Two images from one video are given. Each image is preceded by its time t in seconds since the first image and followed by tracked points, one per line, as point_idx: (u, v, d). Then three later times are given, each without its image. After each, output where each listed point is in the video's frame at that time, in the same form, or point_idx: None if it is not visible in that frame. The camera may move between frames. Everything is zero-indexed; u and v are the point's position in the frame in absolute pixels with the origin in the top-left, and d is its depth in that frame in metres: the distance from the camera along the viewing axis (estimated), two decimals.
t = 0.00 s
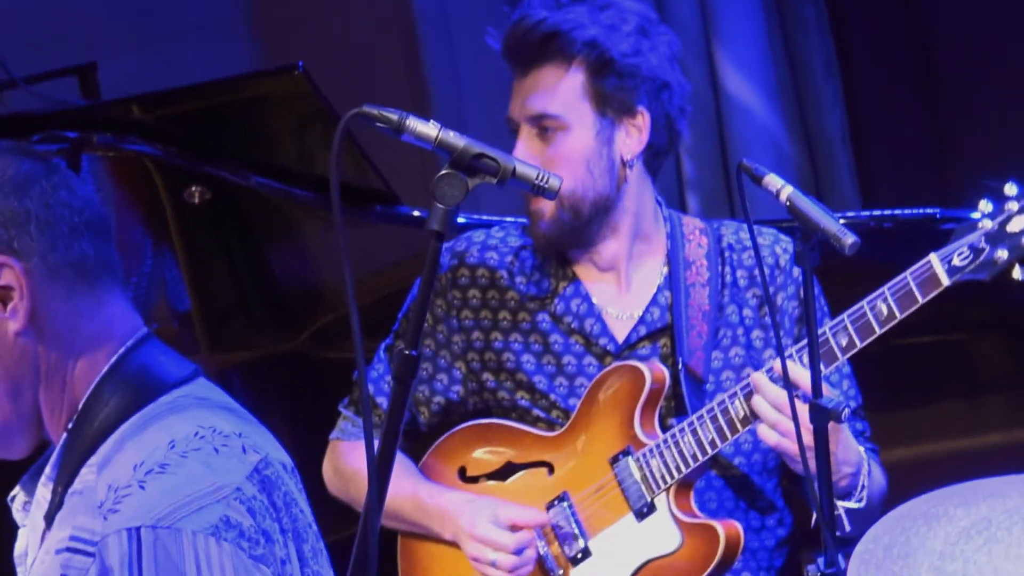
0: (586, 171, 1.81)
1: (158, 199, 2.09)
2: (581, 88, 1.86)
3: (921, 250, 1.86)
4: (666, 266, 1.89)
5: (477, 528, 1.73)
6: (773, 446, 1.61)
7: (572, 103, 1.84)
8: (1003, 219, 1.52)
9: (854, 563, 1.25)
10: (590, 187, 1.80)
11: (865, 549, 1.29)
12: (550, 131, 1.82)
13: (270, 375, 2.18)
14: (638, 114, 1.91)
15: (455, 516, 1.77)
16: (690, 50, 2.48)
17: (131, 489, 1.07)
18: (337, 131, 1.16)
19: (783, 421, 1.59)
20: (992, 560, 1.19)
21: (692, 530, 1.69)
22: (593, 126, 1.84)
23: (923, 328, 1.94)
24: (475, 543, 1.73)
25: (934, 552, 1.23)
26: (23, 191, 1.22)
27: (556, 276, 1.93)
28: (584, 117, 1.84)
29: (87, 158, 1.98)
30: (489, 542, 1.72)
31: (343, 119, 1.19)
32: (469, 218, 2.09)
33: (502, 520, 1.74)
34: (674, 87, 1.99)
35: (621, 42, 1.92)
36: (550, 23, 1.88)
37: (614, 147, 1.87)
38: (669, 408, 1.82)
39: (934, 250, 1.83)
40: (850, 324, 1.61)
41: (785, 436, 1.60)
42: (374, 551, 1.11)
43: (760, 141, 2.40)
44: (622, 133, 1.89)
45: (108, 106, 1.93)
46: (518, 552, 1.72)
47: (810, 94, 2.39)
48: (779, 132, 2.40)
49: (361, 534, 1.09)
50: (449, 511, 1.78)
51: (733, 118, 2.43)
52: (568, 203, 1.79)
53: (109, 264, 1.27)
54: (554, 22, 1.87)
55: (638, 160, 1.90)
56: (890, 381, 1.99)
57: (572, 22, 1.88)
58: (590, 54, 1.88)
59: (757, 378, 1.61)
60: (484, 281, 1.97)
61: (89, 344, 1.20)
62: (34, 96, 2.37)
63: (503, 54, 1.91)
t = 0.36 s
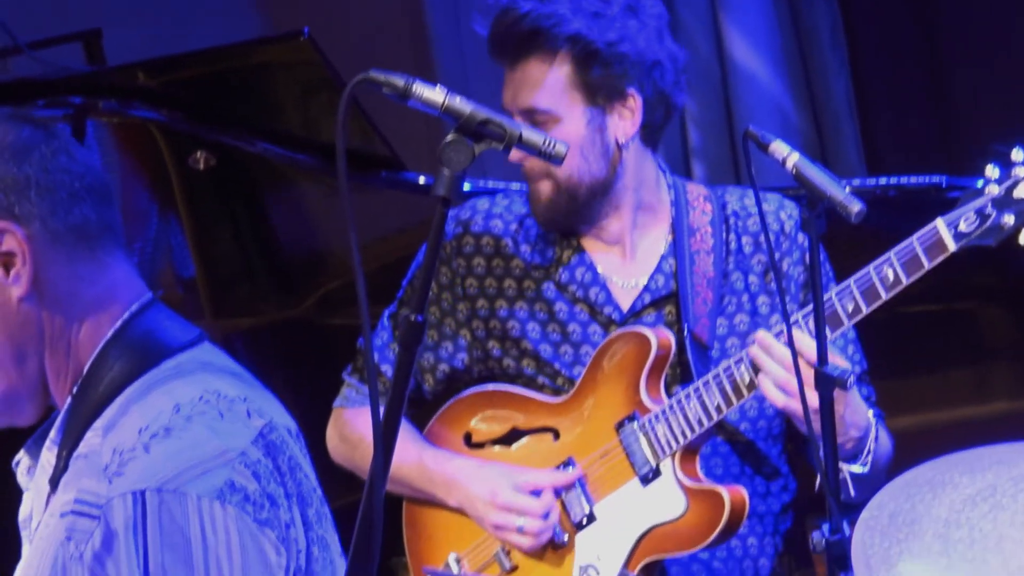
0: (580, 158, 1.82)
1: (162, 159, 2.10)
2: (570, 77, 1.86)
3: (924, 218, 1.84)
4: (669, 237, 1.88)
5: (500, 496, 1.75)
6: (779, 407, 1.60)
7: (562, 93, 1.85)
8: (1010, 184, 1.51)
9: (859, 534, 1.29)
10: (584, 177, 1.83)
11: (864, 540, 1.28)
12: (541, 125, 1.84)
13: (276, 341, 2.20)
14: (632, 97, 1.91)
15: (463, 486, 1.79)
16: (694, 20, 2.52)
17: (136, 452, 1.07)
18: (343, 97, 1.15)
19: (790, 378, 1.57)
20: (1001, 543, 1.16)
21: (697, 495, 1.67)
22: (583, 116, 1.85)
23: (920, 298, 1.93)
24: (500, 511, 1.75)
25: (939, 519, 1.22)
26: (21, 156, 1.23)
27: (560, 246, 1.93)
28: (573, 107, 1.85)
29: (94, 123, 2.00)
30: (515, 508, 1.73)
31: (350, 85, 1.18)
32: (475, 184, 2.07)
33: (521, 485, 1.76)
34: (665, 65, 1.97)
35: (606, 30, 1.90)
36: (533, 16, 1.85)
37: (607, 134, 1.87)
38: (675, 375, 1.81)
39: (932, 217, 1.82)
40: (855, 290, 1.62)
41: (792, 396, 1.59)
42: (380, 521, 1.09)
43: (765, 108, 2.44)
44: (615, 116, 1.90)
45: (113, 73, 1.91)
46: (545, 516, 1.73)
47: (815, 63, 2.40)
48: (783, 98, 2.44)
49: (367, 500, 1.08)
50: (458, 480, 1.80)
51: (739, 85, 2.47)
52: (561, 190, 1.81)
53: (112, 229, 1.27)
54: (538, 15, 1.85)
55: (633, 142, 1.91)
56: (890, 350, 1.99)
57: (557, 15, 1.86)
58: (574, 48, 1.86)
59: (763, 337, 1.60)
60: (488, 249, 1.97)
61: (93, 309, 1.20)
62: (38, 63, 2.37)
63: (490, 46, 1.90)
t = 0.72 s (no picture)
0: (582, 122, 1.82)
1: (170, 132, 2.08)
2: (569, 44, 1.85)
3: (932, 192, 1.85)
4: (677, 211, 1.87)
5: (511, 478, 1.74)
6: (781, 389, 1.61)
7: (562, 58, 1.84)
8: (1013, 160, 1.49)
9: (869, 507, 1.21)
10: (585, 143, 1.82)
11: (874, 518, 1.20)
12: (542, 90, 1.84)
13: (281, 313, 2.19)
14: (630, 61, 1.89)
15: (473, 463, 1.79)
16: None
17: (146, 425, 1.08)
18: (353, 69, 1.14)
19: (795, 359, 1.59)
20: (1011, 525, 1.15)
21: (702, 470, 1.67)
22: (583, 79, 1.85)
23: (925, 273, 1.95)
24: (510, 492, 1.75)
25: (950, 495, 1.19)
26: (27, 129, 1.23)
27: (567, 220, 1.92)
28: (573, 72, 1.84)
29: (101, 96, 1.99)
30: (524, 490, 1.73)
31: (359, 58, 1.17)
32: (484, 156, 2.06)
33: (531, 464, 1.75)
34: (666, 29, 1.96)
35: None
36: None
37: (607, 98, 1.87)
38: (680, 351, 1.80)
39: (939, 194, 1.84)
40: (860, 267, 1.60)
41: (794, 379, 1.59)
42: (388, 496, 1.09)
43: (775, 81, 2.41)
44: (615, 80, 1.89)
45: (118, 44, 1.92)
46: (556, 498, 1.74)
47: (824, 31, 2.39)
48: (793, 71, 2.41)
49: (375, 474, 1.08)
50: (463, 455, 1.81)
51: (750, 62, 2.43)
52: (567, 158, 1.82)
53: (119, 201, 1.26)
54: None
55: (633, 106, 1.90)
56: (896, 324, 1.99)
57: None
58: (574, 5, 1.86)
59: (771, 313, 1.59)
60: (496, 223, 1.97)
61: (102, 282, 1.20)
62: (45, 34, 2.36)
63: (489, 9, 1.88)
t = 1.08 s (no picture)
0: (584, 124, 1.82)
1: (181, 120, 2.08)
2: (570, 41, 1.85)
3: (947, 179, 1.86)
4: (685, 201, 1.87)
5: (510, 461, 1.76)
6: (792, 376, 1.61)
7: (563, 58, 1.86)
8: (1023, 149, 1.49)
9: (877, 494, 1.20)
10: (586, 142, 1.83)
11: (883, 502, 1.19)
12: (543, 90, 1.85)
13: (290, 300, 2.20)
14: (632, 60, 1.87)
15: (473, 449, 1.81)
16: None
17: (157, 410, 1.09)
18: (363, 56, 1.14)
19: (805, 348, 1.60)
20: (1019, 512, 1.15)
21: (710, 457, 1.67)
22: (584, 82, 1.86)
23: (934, 260, 1.96)
24: (509, 476, 1.76)
25: (958, 481, 1.18)
26: (43, 114, 1.23)
27: (576, 209, 1.92)
28: (574, 72, 1.85)
29: (112, 83, 1.98)
30: (523, 472, 1.75)
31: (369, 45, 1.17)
32: (495, 144, 2.08)
33: (532, 449, 1.77)
34: (666, 27, 1.93)
35: None
36: None
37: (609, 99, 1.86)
38: (688, 340, 1.80)
39: (955, 178, 1.85)
40: (869, 255, 1.59)
41: (806, 365, 1.60)
42: (398, 482, 1.10)
43: (785, 67, 2.43)
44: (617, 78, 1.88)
45: (130, 31, 1.96)
46: (556, 480, 1.75)
47: (834, 18, 2.40)
48: (803, 58, 2.43)
49: (385, 460, 1.09)
50: (466, 443, 1.82)
51: (758, 46, 2.44)
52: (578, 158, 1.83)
53: (132, 187, 1.27)
54: None
55: (637, 103, 1.88)
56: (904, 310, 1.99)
57: None
58: None
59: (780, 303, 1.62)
60: (506, 213, 1.97)
61: (114, 268, 1.21)
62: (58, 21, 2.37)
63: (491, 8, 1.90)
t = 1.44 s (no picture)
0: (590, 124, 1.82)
1: (191, 121, 2.09)
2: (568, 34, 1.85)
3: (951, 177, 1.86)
4: (693, 198, 1.86)
5: (515, 460, 1.76)
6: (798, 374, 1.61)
7: (563, 48, 1.85)
8: None
9: (886, 493, 1.20)
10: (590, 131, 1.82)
11: (891, 501, 1.18)
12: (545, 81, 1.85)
13: (300, 298, 2.20)
14: (629, 50, 1.86)
15: (480, 450, 1.81)
16: None
17: (165, 409, 1.09)
18: (371, 54, 1.14)
19: (811, 346, 1.59)
20: None
21: (716, 456, 1.67)
22: (583, 72, 1.85)
23: (941, 258, 1.97)
24: (513, 475, 1.76)
25: (967, 480, 1.18)
26: (58, 111, 1.24)
27: (583, 208, 1.93)
28: (573, 63, 1.85)
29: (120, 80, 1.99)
30: (527, 471, 1.75)
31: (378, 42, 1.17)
32: (503, 142, 2.09)
33: (537, 448, 1.76)
34: (670, 15, 1.92)
35: None
36: None
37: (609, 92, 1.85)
38: (696, 340, 1.80)
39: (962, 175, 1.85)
40: (874, 254, 1.58)
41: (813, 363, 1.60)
42: (405, 480, 1.10)
43: (793, 66, 2.44)
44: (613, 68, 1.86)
45: (139, 28, 1.96)
46: (560, 479, 1.74)
47: (843, 15, 2.40)
48: (812, 57, 2.44)
49: (392, 459, 1.09)
50: (473, 443, 1.82)
51: (767, 44, 2.46)
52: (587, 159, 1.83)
53: (143, 184, 1.27)
54: None
55: (637, 94, 1.88)
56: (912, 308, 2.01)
57: None
58: None
59: (786, 303, 1.60)
60: (514, 213, 1.97)
61: (124, 264, 1.21)
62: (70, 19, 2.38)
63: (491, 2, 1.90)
